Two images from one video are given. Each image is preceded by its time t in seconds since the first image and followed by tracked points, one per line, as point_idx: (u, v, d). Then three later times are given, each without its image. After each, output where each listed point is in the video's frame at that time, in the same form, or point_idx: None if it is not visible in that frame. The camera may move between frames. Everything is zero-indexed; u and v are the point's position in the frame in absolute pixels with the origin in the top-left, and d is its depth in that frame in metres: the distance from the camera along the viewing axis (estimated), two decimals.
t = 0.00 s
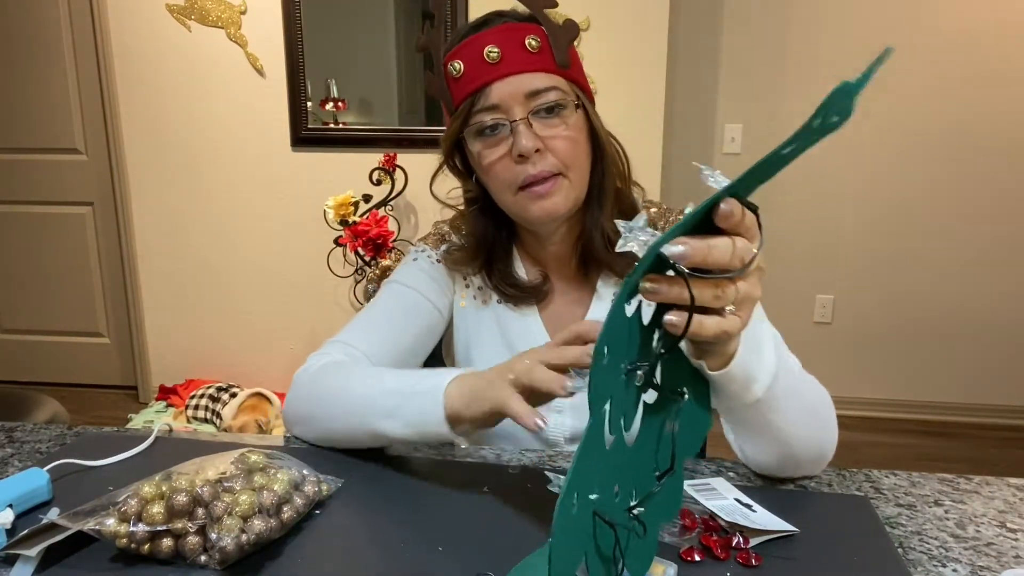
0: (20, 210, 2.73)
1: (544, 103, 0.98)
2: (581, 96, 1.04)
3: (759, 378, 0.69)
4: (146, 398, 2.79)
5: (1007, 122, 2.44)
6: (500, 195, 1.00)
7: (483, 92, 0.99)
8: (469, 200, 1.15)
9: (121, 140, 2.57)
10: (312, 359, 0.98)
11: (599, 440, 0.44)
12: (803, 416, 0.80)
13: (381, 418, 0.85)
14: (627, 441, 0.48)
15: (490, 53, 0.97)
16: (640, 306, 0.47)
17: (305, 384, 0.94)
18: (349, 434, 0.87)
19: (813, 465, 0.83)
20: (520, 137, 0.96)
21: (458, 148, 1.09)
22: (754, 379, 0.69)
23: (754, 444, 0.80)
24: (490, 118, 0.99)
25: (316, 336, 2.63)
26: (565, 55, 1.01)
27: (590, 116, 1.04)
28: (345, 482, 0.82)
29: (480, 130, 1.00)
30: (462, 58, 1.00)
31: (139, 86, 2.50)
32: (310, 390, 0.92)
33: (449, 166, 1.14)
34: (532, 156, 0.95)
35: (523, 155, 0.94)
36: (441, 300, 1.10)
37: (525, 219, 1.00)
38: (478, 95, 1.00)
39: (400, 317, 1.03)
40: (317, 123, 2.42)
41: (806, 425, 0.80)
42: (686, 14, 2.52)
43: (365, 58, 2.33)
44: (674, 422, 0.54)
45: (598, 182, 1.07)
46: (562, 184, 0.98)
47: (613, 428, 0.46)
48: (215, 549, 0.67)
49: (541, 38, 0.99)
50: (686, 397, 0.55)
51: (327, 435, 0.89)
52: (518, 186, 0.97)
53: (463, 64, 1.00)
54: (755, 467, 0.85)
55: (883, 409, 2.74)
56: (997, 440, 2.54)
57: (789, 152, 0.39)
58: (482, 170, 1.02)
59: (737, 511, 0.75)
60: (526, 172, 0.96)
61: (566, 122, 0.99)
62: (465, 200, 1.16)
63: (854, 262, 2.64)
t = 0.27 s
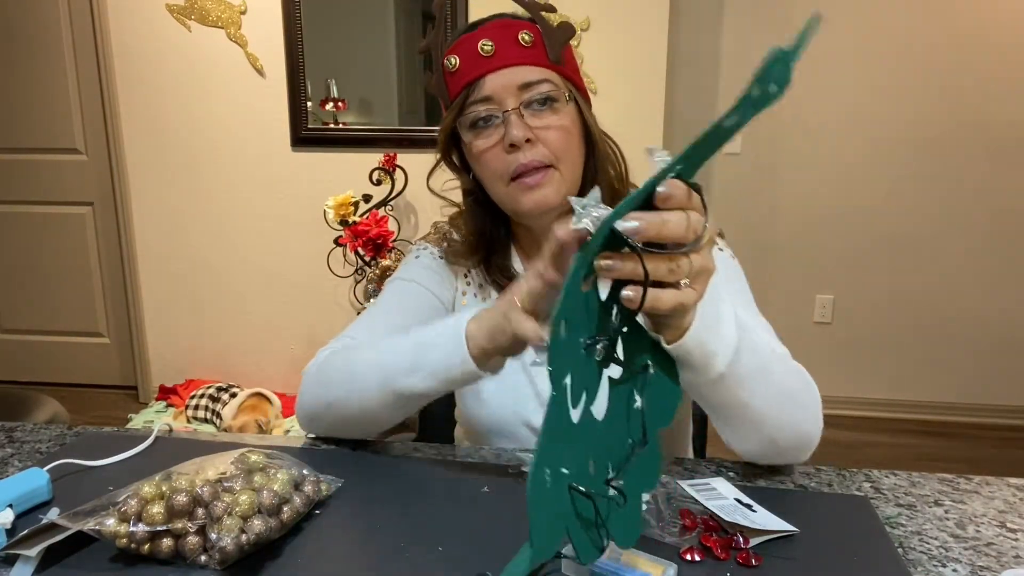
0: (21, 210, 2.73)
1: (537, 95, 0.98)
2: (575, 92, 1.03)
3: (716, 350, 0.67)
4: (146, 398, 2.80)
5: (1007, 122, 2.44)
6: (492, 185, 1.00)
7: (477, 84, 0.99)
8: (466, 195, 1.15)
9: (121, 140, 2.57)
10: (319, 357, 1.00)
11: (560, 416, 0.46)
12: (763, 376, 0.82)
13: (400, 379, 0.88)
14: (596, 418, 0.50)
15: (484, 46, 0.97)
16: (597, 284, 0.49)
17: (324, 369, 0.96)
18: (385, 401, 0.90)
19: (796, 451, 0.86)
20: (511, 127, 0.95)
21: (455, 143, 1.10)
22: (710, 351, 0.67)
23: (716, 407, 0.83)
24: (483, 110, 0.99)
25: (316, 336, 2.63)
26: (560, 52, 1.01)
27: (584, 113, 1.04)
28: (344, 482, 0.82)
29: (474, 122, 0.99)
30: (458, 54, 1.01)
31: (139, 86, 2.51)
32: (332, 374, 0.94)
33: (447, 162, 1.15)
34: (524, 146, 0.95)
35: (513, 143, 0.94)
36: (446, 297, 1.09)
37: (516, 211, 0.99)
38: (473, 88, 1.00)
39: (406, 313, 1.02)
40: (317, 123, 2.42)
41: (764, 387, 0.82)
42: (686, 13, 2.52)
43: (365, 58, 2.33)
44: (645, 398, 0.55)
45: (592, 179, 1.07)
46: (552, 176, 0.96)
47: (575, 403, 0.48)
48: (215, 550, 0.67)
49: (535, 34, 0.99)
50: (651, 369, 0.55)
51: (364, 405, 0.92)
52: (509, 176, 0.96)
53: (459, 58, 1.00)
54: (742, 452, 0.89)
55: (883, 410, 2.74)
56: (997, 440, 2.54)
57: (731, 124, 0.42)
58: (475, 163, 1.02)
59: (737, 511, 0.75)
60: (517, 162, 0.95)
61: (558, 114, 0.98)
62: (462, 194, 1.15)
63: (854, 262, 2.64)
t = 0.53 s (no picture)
0: (21, 210, 2.73)
1: (536, 91, 0.97)
2: (575, 91, 1.03)
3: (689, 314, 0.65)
4: (146, 398, 2.80)
5: (1007, 123, 2.44)
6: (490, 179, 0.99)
7: (478, 79, 0.99)
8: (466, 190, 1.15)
9: (121, 140, 2.57)
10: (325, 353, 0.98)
11: (511, 387, 0.45)
12: (763, 356, 0.78)
13: (398, 341, 0.85)
14: (551, 389, 0.48)
15: (486, 42, 0.98)
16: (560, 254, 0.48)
17: (332, 374, 0.93)
18: (397, 367, 0.87)
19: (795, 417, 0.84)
20: (510, 122, 0.95)
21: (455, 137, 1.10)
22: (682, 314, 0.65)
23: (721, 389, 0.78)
24: (483, 104, 0.99)
25: (316, 336, 2.63)
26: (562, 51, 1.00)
27: (583, 111, 1.03)
28: (344, 482, 0.82)
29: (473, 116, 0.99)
30: (461, 49, 1.01)
31: (139, 86, 2.51)
32: (340, 371, 0.92)
33: (447, 157, 1.15)
34: (522, 141, 0.94)
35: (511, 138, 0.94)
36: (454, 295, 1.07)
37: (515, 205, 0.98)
38: (473, 83, 1.00)
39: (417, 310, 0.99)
40: (317, 123, 2.42)
41: (766, 367, 0.78)
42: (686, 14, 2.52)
43: (365, 58, 2.33)
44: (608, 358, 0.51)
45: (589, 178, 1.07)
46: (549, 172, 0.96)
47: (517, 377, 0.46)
48: (215, 550, 0.67)
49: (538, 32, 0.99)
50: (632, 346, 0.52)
51: (379, 378, 0.89)
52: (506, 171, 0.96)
53: (461, 53, 1.01)
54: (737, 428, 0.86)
55: (883, 409, 2.74)
56: (997, 440, 2.54)
57: (701, 90, 0.42)
58: (474, 157, 1.01)
59: (737, 512, 0.75)
60: (515, 157, 0.95)
61: (557, 111, 0.97)
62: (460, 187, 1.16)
63: (854, 262, 2.64)
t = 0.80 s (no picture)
0: (21, 210, 2.73)
1: (540, 89, 0.97)
2: (578, 93, 1.02)
3: (677, 280, 0.63)
4: (146, 397, 2.80)
5: (1007, 122, 2.45)
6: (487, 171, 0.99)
7: (483, 73, 0.99)
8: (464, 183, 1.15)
9: (121, 140, 2.57)
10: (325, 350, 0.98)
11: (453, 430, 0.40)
12: (757, 319, 0.77)
13: (414, 365, 0.83)
14: (561, 391, 0.49)
15: (494, 37, 0.97)
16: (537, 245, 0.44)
17: (334, 379, 0.91)
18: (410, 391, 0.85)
19: (788, 385, 0.83)
20: (511, 117, 0.95)
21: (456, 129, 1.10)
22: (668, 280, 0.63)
23: (723, 364, 0.77)
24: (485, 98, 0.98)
25: (316, 336, 2.63)
26: (568, 53, 1.00)
27: (585, 113, 1.02)
28: (344, 482, 0.82)
29: (475, 109, 0.99)
30: (469, 41, 1.00)
31: (139, 86, 2.51)
32: (344, 379, 0.90)
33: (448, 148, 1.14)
34: (521, 137, 0.94)
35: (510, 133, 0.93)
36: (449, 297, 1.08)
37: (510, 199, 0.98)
38: (478, 76, 1.00)
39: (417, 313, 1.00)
40: (317, 123, 2.42)
41: (763, 330, 0.78)
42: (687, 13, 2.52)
43: (365, 58, 2.33)
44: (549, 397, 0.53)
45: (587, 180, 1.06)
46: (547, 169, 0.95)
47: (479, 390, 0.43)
48: (215, 550, 0.67)
49: (545, 32, 0.99)
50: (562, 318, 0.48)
51: (389, 399, 0.86)
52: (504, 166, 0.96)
53: (468, 46, 1.00)
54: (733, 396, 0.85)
55: (883, 409, 2.74)
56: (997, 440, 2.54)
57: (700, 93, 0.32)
58: (474, 149, 1.01)
59: (737, 512, 0.75)
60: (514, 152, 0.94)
61: (559, 110, 0.97)
62: (459, 179, 1.16)
63: (854, 262, 2.64)
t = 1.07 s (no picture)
0: (22, 211, 2.72)
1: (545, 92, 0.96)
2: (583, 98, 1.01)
3: (671, 266, 0.66)
4: (146, 398, 2.80)
5: (1007, 123, 2.45)
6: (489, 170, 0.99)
7: (489, 74, 0.99)
8: (464, 179, 1.15)
9: (121, 140, 2.57)
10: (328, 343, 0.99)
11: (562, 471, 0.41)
12: (757, 307, 0.77)
13: (397, 355, 0.84)
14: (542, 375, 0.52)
15: (502, 38, 0.97)
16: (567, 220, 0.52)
17: (332, 375, 0.92)
18: (401, 381, 0.86)
19: (793, 371, 0.82)
20: (515, 118, 0.94)
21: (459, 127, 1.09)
22: (661, 264, 0.66)
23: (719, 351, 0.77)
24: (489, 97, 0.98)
25: (316, 336, 2.63)
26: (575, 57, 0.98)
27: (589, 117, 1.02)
28: (344, 482, 0.82)
29: (479, 108, 0.99)
30: (478, 41, 1.00)
31: (139, 86, 2.51)
32: (338, 375, 0.90)
33: (450, 145, 1.14)
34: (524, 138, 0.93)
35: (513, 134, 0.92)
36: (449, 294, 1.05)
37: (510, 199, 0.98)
38: (484, 76, 1.00)
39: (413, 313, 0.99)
40: (317, 123, 2.42)
41: (762, 317, 0.77)
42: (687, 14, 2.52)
43: (365, 58, 2.33)
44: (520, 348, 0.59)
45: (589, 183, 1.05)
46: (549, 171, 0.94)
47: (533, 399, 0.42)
48: (215, 550, 0.67)
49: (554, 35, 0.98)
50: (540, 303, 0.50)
51: (387, 391, 0.87)
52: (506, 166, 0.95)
53: (476, 45, 1.00)
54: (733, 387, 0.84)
55: (883, 409, 2.74)
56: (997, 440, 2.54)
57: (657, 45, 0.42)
58: (477, 148, 1.01)
59: (737, 512, 0.75)
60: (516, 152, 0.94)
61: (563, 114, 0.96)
62: (459, 177, 1.15)
63: (854, 262, 2.64)
